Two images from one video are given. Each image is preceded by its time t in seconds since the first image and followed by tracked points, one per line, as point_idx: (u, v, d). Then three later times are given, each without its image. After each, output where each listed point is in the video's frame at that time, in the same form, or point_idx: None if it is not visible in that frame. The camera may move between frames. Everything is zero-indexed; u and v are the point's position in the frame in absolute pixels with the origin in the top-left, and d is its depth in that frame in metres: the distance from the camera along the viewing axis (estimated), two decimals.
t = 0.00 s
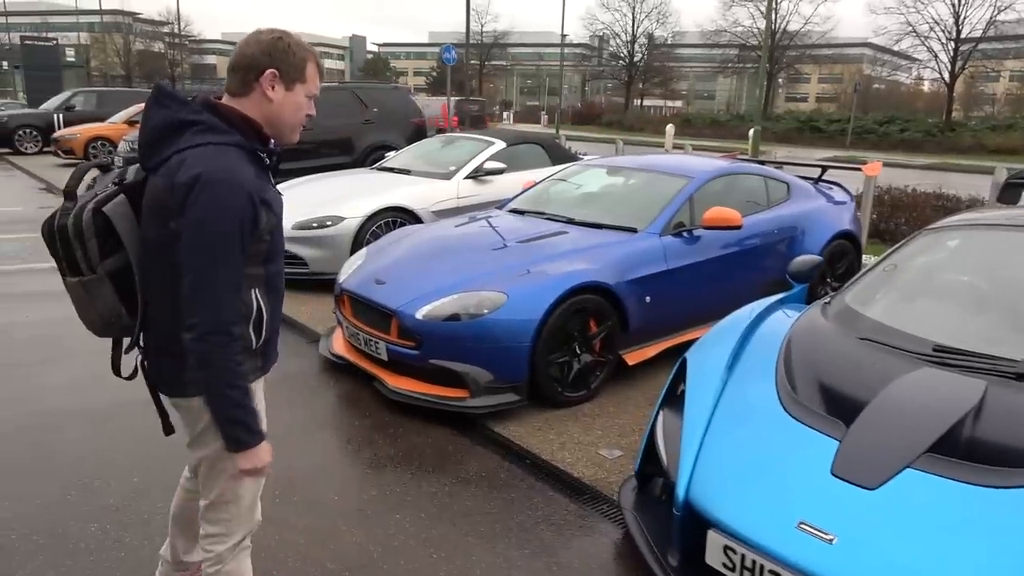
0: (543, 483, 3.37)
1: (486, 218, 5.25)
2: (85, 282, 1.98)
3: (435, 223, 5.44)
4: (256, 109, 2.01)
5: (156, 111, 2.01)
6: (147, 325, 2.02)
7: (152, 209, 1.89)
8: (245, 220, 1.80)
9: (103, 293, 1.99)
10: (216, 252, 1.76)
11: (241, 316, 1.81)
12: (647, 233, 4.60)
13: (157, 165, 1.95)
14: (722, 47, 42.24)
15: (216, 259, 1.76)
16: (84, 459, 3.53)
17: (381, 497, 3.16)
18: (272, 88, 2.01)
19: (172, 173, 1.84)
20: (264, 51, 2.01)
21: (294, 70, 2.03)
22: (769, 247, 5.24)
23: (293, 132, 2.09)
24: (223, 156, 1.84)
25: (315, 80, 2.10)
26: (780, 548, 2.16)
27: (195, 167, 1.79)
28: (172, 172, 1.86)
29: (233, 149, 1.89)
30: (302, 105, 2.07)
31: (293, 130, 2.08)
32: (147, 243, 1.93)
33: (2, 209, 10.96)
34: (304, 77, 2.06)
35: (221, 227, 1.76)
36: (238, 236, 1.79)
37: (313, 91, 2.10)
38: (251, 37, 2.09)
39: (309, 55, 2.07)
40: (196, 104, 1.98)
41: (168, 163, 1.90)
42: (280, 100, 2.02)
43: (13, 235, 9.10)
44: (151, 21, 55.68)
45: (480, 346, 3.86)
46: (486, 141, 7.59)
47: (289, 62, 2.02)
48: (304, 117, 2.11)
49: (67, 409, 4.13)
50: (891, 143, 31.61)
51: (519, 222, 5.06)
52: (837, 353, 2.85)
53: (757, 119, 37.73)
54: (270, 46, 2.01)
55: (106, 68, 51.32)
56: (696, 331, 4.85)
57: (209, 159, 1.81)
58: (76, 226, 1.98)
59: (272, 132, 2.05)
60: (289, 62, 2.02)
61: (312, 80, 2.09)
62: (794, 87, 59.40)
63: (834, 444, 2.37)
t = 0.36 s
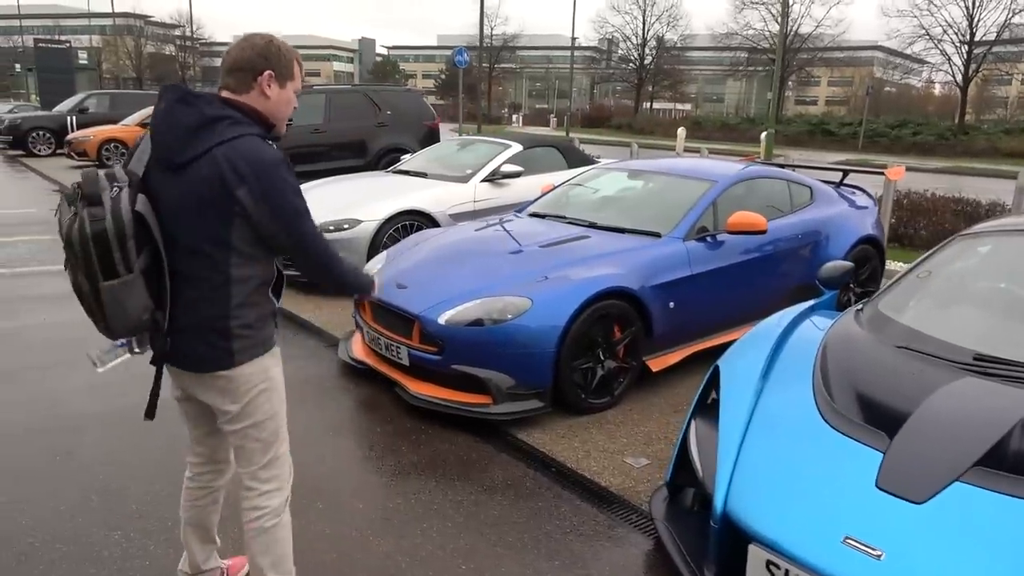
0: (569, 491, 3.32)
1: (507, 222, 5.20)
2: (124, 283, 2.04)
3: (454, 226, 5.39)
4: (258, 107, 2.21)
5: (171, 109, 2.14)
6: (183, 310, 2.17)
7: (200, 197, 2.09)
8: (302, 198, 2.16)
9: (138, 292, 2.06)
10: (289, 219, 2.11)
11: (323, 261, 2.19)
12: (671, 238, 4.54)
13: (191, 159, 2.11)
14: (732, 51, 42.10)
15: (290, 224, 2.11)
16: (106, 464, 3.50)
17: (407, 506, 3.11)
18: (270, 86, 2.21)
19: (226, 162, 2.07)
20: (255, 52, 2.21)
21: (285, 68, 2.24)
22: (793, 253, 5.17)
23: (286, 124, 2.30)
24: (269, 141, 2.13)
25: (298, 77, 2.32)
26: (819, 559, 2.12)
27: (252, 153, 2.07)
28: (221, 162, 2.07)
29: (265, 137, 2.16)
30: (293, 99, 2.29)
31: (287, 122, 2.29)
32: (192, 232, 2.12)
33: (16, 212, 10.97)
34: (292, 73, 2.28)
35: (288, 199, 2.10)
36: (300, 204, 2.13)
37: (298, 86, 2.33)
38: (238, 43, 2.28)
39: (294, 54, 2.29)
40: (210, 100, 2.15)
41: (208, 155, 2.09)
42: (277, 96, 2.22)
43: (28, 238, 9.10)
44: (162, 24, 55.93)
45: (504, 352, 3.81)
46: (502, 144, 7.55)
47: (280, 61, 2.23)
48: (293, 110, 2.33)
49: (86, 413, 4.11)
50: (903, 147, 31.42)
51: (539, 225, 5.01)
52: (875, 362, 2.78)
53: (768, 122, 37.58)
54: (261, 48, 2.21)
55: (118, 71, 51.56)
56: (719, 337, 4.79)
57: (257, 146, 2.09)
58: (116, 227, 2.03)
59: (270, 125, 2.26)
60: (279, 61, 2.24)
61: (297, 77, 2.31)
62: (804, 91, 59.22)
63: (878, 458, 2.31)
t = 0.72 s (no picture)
0: (575, 502, 3.28)
1: (503, 230, 5.16)
2: (152, 278, 2.09)
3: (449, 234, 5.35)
4: (264, 114, 2.30)
5: (197, 117, 2.22)
6: (203, 308, 2.24)
7: (225, 202, 2.18)
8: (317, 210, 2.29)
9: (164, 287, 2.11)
10: (304, 226, 2.22)
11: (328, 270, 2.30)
12: (669, 246, 4.53)
13: (216, 164, 2.18)
14: (714, 58, 42.41)
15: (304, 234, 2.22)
16: (102, 479, 3.42)
17: (412, 520, 3.06)
18: (276, 94, 2.30)
19: (251, 171, 2.17)
20: (262, 61, 2.28)
21: (289, 75, 2.32)
22: (788, 260, 5.18)
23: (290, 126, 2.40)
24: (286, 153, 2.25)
25: (302, 79, 2.40)
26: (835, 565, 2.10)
27: (274, 163, 2.18)
28: (246, 170, 2.17)
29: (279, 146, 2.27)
30: (297, 103, 2.38)
31: (291, 126, 2.39)
32: (217, 233, 2.20)
33: None
34: (296, 78, 2.35)
35: (310, 208, 2.23)
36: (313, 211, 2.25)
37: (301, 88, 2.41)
38: (246, 49, 2.35)
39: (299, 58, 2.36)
40: (228, 108, 2.23)
41: (233, 163, 2.18)
42: (282, 103, 2.32)
43: (9, 246, 8.91)
44: (141, 29, 55.35)
45: (506, 362, 3.77)
46: (494, 151, 7.52)
47: (286, 69, 2.31)
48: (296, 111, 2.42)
49: (77, 425, 4.01)
50: (883, 154, 31.82)
51: (535, 233, 4.98)
52: (885, 370, 2.77)
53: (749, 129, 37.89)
54: (268, 56, 2.29)
55: (96, 76, 50.92)
56: (716, 345, 4.79)
57: (279, 155, 2.21)
58: (149, 223, 2.07)
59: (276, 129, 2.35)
60: (284, 68, 2.31)
61: (300, 80, 2.38)
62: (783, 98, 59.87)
63: (895, 467, 2.29)
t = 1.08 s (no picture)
0: (588, 505, 3.25)
1: (506, 232, 5.13)
2: (211, 266, 2.22)
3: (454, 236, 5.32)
4: (311, 130, 2.42)
5: (256, 124, 2.35)
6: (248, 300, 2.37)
7: (275, 204, 2.30)
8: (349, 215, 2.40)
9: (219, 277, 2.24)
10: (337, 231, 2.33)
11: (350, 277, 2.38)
12: (676, 247, 4.51)
13: (266, 167, 2.30)
14: (705, 60, 42.53)
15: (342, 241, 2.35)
16: (108, 486, 3.36)
17: (425, 525, 3.02)
18: (323, 113, 2.41)
19: (300, 177, 2.30)
20: (314, 80, 2.39)
21: (341, 95, 2.44)
22: (793, 261, 5.17)
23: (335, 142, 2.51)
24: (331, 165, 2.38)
25: (352, 98, 2.50)
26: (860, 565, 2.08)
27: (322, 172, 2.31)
28: (293, 175, 2.30)
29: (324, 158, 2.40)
30: (343, 121, 2.49)
31: (335, 141, 2.50)
32: (264, 230, 2.32)
33: None
34: (346, 99, 2.46)
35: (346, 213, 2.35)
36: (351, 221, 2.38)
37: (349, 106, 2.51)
38: (303, 65, 2.47)
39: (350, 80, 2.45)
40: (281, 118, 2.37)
41: (283, 168, 2.31)
42: (329, 122, 2.43)
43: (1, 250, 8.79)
44: (130, 32, 55.02)
45: (517, 365, 3.74)
46: (494, 153, 7.48)
47: (336, 89, 2.42)
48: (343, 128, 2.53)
49: (80, 431, 3.95)
50: (873, 155, 31.96)
51: (540, 234, 4.95)
52: (902, 371, 2.75)
53: (741, 131, 37.98)
54: (320, 76, 2.40)
55: (85, 79, 50.57)
56: (722, 346, 4.77)
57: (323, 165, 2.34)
58: (215, 217, 2.21)
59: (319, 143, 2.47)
60: (334, 88, 2.42)
61: (350, 99, 2.49)
62: (774, 99, 60.13)
63: (919, 469, 2.26)
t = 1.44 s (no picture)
0: (608, 508, 3.19)
1: (518, 229, 5.06)
2: (216, 241, 2.50)
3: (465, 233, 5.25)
4: (330, 108, 2.62)
5: (267, 108, 2.59)
6: (261, 273, 2.63)
7: (282, 181, 2.53)
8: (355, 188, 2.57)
9: (227, 250, 2.52)
10: (341, 203, 2.52)
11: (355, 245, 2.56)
12: (693, 245, 4.44)
13: (276, 148, 2.54)
14: (709, 57, 42.35)
15: (340, 215, 2.53)
16: (117, 487, 3.30)
17: (442, 527, 2.96)
18: (342, 92, 2.61)
19: (303, 155, 2.50)
20: (334, 62, 2.60)
21: (356, 76, 2.63)
22: (809, 260, 5.09)
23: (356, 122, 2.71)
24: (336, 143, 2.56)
25: (371, 79, 2.71)
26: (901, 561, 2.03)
27: (322, 149, 2.50)
28: (298, 154, 2.51)
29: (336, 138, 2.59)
30: (362, 101, 2.69)
31: (355, 121, 2.70)
32: (274, 207, 2.57)
33: None
34: (363, 79, 2.66)
35: (347, 186, 2.53)
36: (349, 196, 2.55)
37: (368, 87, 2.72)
38: (321, 51, 2.68)
39: (368, 62, 2.67)
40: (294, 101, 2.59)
41: (290, 148, 2.53)
42: (348, 101, 2.63)
43: (5, 245, 8.71)
44: (133, 27, 54.86)
45: (533, 365, 3.68)
46: (503, 149, 7.41)
47: (353, 71, 2.61)
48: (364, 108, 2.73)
49: (88, 429, 3.89)
50: (879, 153, 31.82)
51: (553, 232, 4.88)
52: (934, 373, 2.68)
53: (746, 129, 37.82)
54: (337, 58, 2.60)
55: (87, 74, 50.46)
56: (738, 346, 4.70)
57: (328, 142, 2.53)
58: (215, 194, 2.49)
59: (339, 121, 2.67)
60: (353, 69, 2.63)
61: (368, 80, 2.69)
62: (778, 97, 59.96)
63: (958, 476, 2.18)
